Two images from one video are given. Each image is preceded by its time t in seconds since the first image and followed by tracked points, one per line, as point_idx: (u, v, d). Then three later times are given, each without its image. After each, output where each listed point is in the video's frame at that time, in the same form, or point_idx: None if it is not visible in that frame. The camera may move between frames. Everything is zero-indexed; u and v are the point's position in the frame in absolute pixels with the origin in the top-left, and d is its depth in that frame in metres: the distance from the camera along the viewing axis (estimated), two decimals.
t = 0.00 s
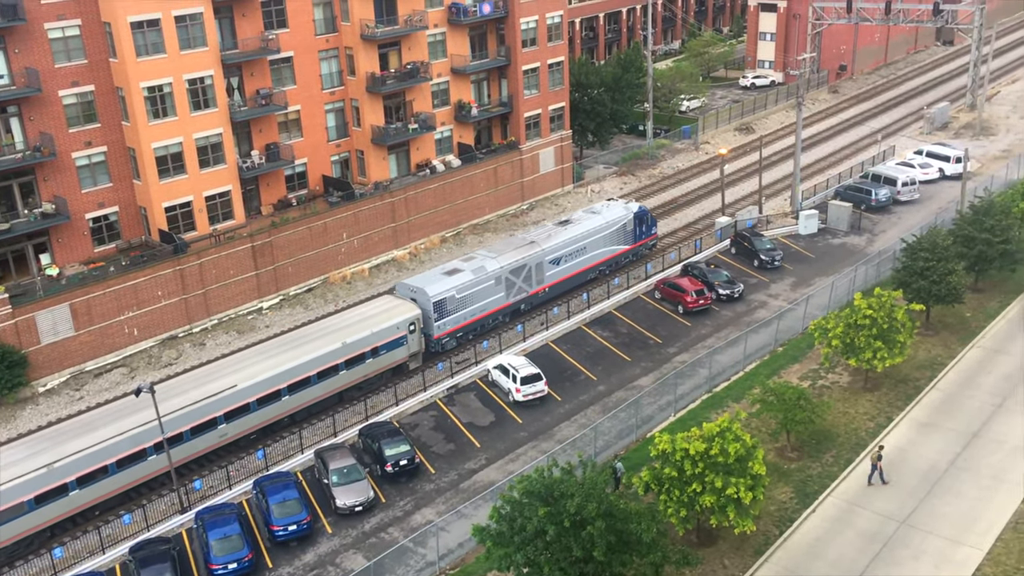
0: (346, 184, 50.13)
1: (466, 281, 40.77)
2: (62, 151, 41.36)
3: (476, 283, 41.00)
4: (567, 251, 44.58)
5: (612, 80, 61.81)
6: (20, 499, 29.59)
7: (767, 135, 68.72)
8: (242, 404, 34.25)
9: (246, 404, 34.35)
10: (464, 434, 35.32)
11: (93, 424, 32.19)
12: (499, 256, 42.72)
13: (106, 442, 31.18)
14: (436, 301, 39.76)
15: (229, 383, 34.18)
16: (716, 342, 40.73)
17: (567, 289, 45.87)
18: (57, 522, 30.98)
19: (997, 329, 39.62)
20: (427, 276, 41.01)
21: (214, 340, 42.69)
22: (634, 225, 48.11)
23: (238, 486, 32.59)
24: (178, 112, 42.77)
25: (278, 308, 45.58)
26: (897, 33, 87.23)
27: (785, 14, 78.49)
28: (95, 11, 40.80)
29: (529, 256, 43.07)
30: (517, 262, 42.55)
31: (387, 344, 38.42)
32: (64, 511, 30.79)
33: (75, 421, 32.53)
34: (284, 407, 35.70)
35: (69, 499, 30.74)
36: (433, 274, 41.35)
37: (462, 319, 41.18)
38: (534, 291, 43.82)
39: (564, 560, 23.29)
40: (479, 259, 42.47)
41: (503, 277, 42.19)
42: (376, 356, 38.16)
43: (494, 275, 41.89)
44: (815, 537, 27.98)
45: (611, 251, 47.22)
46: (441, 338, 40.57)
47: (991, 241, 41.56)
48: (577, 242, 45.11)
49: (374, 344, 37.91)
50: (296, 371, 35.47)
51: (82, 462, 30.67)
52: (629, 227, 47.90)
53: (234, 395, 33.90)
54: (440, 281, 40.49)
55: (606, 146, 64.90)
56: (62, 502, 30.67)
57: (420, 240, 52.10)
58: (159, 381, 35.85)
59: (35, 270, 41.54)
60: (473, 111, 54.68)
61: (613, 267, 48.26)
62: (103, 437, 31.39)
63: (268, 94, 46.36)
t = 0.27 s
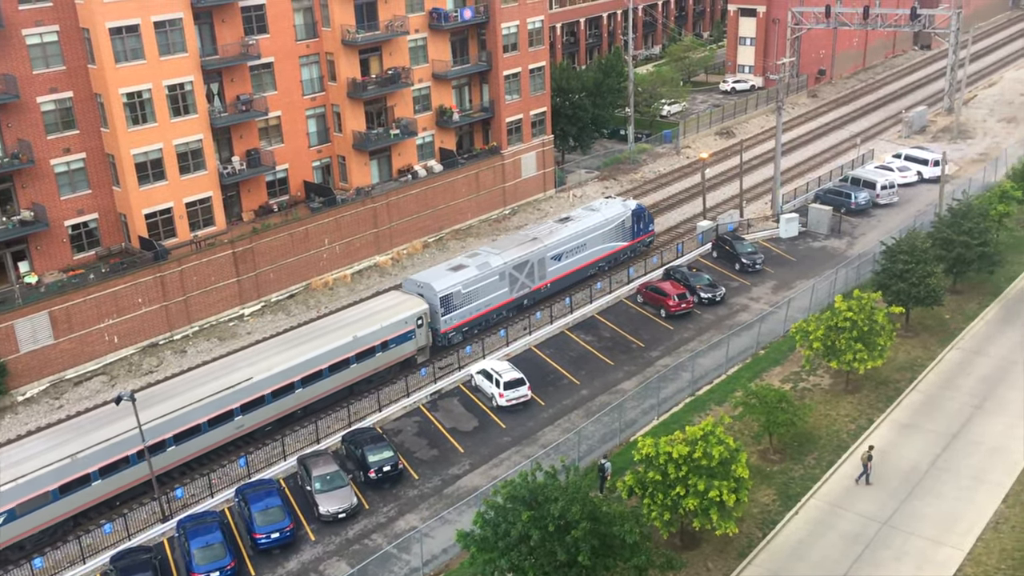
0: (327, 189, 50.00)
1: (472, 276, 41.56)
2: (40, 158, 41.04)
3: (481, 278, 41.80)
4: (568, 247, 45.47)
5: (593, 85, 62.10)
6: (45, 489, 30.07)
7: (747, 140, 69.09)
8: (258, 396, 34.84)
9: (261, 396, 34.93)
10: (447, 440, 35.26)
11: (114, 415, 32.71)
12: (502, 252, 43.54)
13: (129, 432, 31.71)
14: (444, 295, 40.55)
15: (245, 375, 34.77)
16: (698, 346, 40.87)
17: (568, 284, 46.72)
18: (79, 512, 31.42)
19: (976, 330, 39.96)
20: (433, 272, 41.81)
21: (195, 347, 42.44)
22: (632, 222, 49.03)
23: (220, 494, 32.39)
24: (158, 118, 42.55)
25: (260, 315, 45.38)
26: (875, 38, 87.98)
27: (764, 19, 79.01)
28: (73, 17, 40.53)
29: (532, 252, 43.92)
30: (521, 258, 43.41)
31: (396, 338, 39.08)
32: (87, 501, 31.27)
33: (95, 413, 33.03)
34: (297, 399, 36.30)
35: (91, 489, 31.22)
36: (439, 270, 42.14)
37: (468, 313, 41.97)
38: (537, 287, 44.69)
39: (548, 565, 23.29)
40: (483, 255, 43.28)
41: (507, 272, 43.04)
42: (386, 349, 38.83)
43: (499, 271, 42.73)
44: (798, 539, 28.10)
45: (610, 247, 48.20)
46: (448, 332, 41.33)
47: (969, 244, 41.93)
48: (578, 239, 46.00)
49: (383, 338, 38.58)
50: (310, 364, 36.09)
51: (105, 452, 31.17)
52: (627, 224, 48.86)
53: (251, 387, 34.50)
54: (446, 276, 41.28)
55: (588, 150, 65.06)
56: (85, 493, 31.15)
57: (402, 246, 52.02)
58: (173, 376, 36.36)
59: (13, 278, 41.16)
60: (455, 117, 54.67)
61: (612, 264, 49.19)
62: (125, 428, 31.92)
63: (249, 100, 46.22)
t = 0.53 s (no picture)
0: (310, 195, 49.83)
1: (477, 271, 42.40)
2: (20, 165, 40.73)
3: (486, 274, 42.62)
4: (569, 243, 46.37)
5: (576, 90, 62.39)
6: (69, 479, 30.86)
7: (729, 143, 69.37)
8: (273, 388, 35.58)
9: (274, 388, 35.64)
10: (432, 445, 35.17)
11: (134, 408, 33.50)
12: (506, 248, 44.40)
13: (149, 423, 32.50)
14: (450, 290, 41.35)
15: (261, 368, 35.53)
16: (682, 349, 40.96)
17: (569, 280, 47.58)
18: (101, 502, 32.18)
19: (958, 331, 40.24)
20: (439, 267, 42.61)
21: (177, 354, 42.19)
22: (631, 219, 50.00)
23: (203, 502, 32.17)
24: (139, 124, 42.30)
25: (242, 321, 45.16)
26: (855, 42, 88.59)
27: (745, 23, 79.44)
28: (53, 22, 40.27)
29: (535, 247, 44.79)
30: (524, 253, 44.28)
31: (404, 332, 39.87)
32: (109, 490, 32.04)
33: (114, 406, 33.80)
34: (310, 392, 37.03)
35: (112, 480, 31.99)
36: (445, 265, 42.94)
37: (473, 308, 42.74)
38: (540, 282, 45.53)
39: (534, 569, 23.26)
40: (488, 251, 44.12)
41: (511, 268, 43.89)
42: (395, 343, 39.61)
43: (503, 266, 43.58)
44: (782, 541, 28.17)
45: (610, 243, 49.17)
46: (455, 327, 42.11)
47: (949, 246, 42.26)
48: (578, 235, 46.91)
49: (393, 332, 39.37)
50: (322, 358, 36.85)
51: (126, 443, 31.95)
52: (625, 221, 49.84)
53: (265, 379, 35.25)
54: (452, 271, 42.10)
55: (571, 155, 65.14)
56: (106, 483, 31.92)
57: (386, 251, 51.91)
58: (187, 371, 37.08)
59: None
60: (438, 121, 54.58)
61: (611, 260, 50.13)
62: (145, 419, 32.71)
63: (230, 105, 46.05)
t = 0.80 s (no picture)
0: (294, 200, 49.73)
1: (483, 267, 43.02)
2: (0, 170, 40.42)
3: (491, 269, 43.26)
4: (571, 239, 47.05)
5: (560, 94, 62.00)
6: (94, 467, 31.53)
7: (712, 147, 69.64)
8: (288, 379, 36.34)
9: (287, 381, 36.30)
10: (418, 450, 35.10)
11: (155, 399, 34.29)
12: (510, 244, 45.05)
13: (171, 414, 33.28)
14: (457, 285, 41.96)
15: (276, 360, 36.31)
16: (667, 352, 41.07)
17: (571, 275, 48.30)
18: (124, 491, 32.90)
19: (939, 333, 40.53)
20: (445, 263, 43.20)
21: (161, 361, 41.96)
22: (631, 216, 50.86)
23: (187, 509, 31.99)
24: (121, 129, 42.08)
25: (226, 327, 44.96)
26: (836, 45, 89.17)
27: (728, 28, 79.82)
28: (34, 27, 40.02)
29: (538, 243, 45.46)
30: (528, 249, 44.93)
31: (413, 326, 40.71)
32: (132, 479, 32.78)
33: (135, 398, 34.54)
34: (322, 384, 37.80)
35: (135, 469, 32.71)
36: (451, 261, 43.54)
37: (480, 303, 43.37)
38: (543, 277, 46.21)
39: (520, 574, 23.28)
40: (492, 247, 44.78)
41: (515, 263, 44.53)
42: (404, 337, 40.44)
43: (507, 262, 44.22)
44: (768, 543, 28.27)
45: (610, 239, 49.90)
46: (462, 321, 42.70)
47: (931, 248, 42.58)
48: (580, 231, 47.60)
49: (402, 326, 40.18)
50: (335, 350, 37.64)
51: (149, 433, 32.71)
52: (625, 218, 50.57)
53: (281, 371, 36.01)
54: (459, 266, 42.71)
55: (555, 159, 65.25)
56: (130, 472, 32.68)
57: (370, 255, 51.82)
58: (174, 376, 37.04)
59: None
60: (422, 125, 54.55)
61: (611, 256, 50.85)
62: (167, 410, 33.48)
63: (213, 110, 45.90)
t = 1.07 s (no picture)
0: (279, 204, 49.61)
1: (488, 261, 43.97)
2: None
3: (496, 264, 44.21)
4: (573, 235, 48.04)
5: (544, 97, 62.33)
6: (117, 455, 32.06)
7: (697, 150, 69.86)
8: (302, 370, 37.03)
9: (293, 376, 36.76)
10: (403, 454, 35.01)
11: (175, 389, 34.86)
12: (514, 240, 46.01)
13: (192, 402, 33.88)
14: (464, 280, 42.87)
15: (291, 351, 36.97)
16: (652, 355, 41.13)
17: (572, 271, 49.28)
18: (145, 478, 33.44)
19: (923, 335, 40.77)
20: (452, 258, 44.14)
21: (144, 366, 41.71)
22: (631, 212, 51.82)
23: (171, 515, 31.78)
24: (104, 133, 41.82)
25: (210, 331, 44.75)
26: (819, 49, 89.68)
27: (712, 32, 80.14)
28: (15, 31, 39.75)
29: (541, 239, 46.44)
30: (531, 245, 45.89)
31: (422, 319, 41.46)
32: (154, 467, 33.33)
33: (155, 387, 35.07)
34: (335, 375, 38.50)
35: (157, 456, 33.28)
36: (457, 256, 44.49)
37: (485, 297, 44.30)
38: (545, 273, 47.16)
39: None
40: (497, 242, 45.75)
41: (519, 258, 45.49)
42: (414, 329, 41.18)
43: (512, 257, 45.19)
44: (753, 546, 28.34)
45: (610, 235, 50.91)
46: (468, 315, 43.63)
47: (913, 251, 42.86)
48: (581, 228, 48.58)
49: (412, 318, 40.93)
50: (347, 342, 38.36)
51: (171, 420, 33.29)
52: (624, 214, 51.55)
53: (295, 362, 36.68)
54: (465, 261, 43.65)
55: (540, 162, 65.31)
56: (152, 459, 33.22)
57: (356, 259, 51.70)
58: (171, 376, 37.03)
59: None
60: (407, 129, 54.50)
61: (611, 252, 51.84)
62: (187, 398, 34.05)
63: (197, 114, 45.71)
